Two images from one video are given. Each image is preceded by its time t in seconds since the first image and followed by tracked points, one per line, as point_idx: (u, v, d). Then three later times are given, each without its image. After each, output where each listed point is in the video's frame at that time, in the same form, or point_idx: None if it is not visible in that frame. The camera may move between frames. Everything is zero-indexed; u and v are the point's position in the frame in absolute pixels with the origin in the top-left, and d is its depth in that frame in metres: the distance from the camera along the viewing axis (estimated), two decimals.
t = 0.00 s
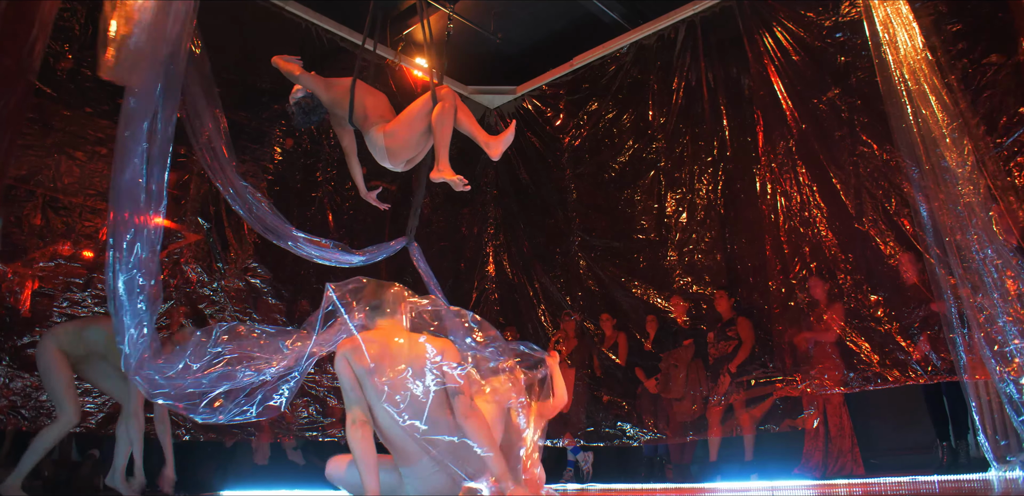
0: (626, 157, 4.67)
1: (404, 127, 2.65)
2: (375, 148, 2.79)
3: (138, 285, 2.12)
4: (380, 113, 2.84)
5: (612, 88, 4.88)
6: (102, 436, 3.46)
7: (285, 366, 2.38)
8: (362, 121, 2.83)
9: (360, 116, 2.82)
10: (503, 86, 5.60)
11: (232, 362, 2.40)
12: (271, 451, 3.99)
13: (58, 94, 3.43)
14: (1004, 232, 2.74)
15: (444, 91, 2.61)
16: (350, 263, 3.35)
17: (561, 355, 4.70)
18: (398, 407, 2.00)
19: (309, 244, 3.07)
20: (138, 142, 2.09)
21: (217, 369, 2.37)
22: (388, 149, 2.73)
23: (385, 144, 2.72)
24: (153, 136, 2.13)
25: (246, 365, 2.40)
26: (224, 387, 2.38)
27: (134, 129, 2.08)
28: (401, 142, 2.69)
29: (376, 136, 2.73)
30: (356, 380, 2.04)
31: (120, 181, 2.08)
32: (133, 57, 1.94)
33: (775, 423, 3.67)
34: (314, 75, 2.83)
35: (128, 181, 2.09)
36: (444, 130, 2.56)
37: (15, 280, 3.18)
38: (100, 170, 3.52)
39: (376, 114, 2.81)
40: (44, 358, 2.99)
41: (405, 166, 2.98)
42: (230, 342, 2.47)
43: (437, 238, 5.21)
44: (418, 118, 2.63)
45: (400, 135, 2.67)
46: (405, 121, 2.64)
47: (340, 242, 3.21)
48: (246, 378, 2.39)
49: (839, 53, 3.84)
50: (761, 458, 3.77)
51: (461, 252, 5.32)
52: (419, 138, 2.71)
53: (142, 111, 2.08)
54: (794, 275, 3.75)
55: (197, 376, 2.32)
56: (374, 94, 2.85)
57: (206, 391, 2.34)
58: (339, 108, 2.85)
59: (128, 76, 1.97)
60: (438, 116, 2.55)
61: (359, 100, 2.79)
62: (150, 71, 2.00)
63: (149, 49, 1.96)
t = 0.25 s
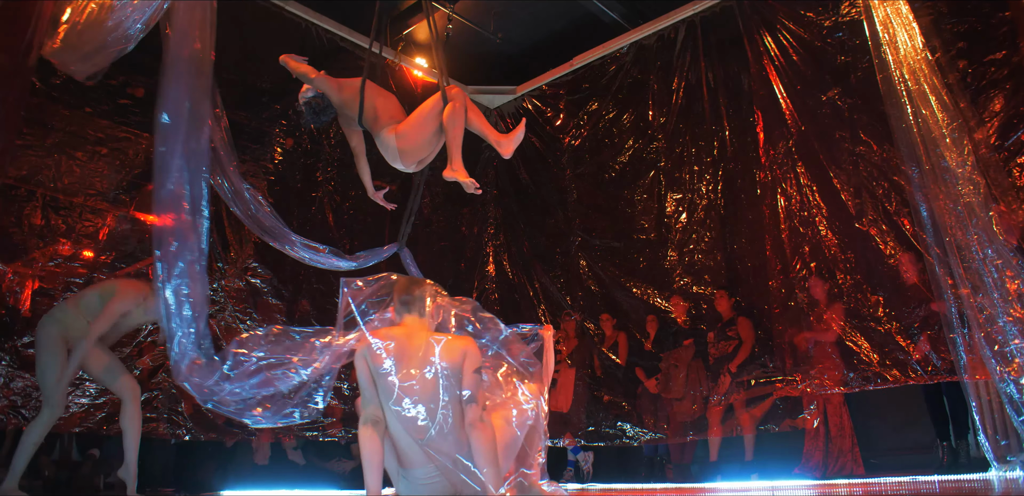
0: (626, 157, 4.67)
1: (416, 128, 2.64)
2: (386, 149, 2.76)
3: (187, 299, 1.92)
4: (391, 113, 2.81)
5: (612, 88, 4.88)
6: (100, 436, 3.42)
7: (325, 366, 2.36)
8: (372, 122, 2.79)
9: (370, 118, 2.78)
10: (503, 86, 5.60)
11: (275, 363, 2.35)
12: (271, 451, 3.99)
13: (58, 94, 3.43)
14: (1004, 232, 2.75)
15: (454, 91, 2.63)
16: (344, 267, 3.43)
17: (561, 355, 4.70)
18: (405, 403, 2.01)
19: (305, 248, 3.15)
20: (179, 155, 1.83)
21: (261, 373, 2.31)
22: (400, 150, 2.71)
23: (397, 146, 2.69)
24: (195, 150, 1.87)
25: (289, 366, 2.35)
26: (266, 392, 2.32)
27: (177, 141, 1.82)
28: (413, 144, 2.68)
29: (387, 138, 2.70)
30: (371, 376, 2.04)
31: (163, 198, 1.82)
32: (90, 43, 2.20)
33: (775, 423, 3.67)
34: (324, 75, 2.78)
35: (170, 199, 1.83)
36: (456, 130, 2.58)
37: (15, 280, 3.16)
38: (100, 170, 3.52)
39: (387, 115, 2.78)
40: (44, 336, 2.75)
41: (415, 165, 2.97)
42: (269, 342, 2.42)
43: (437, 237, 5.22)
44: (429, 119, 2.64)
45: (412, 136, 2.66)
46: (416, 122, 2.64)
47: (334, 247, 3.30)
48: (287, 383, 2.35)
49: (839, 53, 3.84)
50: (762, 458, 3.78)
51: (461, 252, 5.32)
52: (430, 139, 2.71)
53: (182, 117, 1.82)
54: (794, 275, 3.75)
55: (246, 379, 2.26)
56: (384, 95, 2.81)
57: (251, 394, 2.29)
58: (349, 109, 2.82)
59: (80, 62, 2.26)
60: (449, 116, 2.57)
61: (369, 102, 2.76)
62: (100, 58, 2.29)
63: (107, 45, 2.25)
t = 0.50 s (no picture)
0: (626, 157, 4.67)
1: (427, 127, 2.64)
2: (397, 149, 2.74)
3: (228, 304, 2.16)
4: (401, 114, 2.81)
5: (612, 87, 4.88)
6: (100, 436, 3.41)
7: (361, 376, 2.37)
8: (383, 122, 2.79)
9: (379, 118, 2.78)
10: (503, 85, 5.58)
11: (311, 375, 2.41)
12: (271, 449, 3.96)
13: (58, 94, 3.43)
14: (1004, 233, 2.75)
15: (463, 89, 2.66)
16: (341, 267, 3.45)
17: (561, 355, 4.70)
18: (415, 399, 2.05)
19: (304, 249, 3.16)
20: (223, 162, 2.20)
21: (297, 387, 2.37)
22: (411, 149, 2.70)
23: (408, 145, 2.68)
24: (235, 158, 2.23)
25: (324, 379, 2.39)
26: (303, 407, 2.37)
27: (224, 151, 2.20)
28: (424, 143, 2.67)
29: (398, 137, 2.69)
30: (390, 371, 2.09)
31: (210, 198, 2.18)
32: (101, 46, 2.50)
33: (775, 423, 3.68)
34: (334, 75, 2.79)
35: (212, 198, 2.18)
36: (467, 127, 2.60)
37: (15, 280, 3.12)
38: (101, 170, 3.54)
39: (397, 116, 2.79)
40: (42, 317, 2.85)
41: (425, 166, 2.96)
42: (306, 356, 2.48)
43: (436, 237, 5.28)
44: (439, 118, 2.65)
45: (424, 135, 2.65)
46: (426, 120, 2.65)
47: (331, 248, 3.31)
48: (322, 396, 2.36)
49: (840, 53, 3.84)
50: (761, 458, 3.78)
51: (460, 252, 5.32)
52: (441, 138, 2.71)
53: (228, 131, 2.22)
54: (793, 275, 3.76)
55: (281, 393, 2.33)
56: (393, 95, 2.84)
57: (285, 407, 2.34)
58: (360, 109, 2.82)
59: (82, 64, 2.51)
60: (461, 113, 2.60)
61: (380, 101, 2.77)
62: (99, 68, 2.54)
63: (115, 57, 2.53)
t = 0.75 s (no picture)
0: (625, 157, 4.67)
1: (433, 125, 2.66)
2: (402, 148, 2.74)
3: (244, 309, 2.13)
4: (405, 112, 2.81)
5: (612, 88, 4.88)
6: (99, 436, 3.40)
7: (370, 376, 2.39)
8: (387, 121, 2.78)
9: (384, 117, 2.78)
10: (503, 86, 5.59)
11: (320, 377, 2.37)
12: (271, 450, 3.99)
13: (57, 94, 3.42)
14: (1003, 233, 2.75)
15: (469, 88, 2.69)
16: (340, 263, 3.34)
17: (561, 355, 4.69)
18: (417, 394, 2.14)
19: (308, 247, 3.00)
20: (251, 167, 2.22)
21: (310, 388, 2.33)
22: (417, 148, 2.70)
23: (414, 143, 2.68)
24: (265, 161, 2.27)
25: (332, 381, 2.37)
26: (313, 409, 2.34)
27: (253, 151, 2.24)
28: (430, 141, 2.68)
29: (403, 136, 2.69)
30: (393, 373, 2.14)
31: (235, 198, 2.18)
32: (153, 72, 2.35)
33: (775, 423, 3.68)
34: (340, 73, 2.79)
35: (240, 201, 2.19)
36: (473, 124, 2.63)
37: (15, 280, 3.14)
38: (100, 170, 3.52)
39: (402, 114, 2.79)
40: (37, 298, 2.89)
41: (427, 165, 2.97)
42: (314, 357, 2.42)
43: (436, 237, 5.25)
44: (445, 116, 2.67)
45: (430, 133, 2.67)
46: (432, 118, 2.67)
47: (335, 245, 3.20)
48: (333, 396, 2.36)
49: (839, 53, 3.85)
50: (761, 458, 3.78)
51: (460, 252, 5.31)
52: (446, 136, 2.73)
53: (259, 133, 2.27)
54: (793, 275, 3.76)
55: (292, 396, 2.29)
56: (398, 95, 2.84)
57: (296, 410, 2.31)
58: (363, 108, 2.80)
59: (133, 91, 2.33)
60: (467, 111, 2.63)
61: (385, 99, 2.77)
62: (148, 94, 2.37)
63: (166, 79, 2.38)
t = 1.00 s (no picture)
0: (626, 157, 4.67)
1: (434, 123, 2.65)
2: (402, 147, 2.72)
3: (257, 319, 2.03)
4: (404, 111, 2.79)
5: (612, 87, 4.88)
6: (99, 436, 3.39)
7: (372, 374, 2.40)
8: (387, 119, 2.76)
9: (384, 115, 2.75)
10: (503, 86, 5.59)
11: (324, 379, 2.35)
12: (270, 450, 3.97)
13: (58, 94, 3.41)
14: (1004, 232, 2.74)
15: (468, 87, 2.70)
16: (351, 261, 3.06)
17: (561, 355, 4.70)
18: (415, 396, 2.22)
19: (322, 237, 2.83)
20: (262, 168, 2.08)
21: (316, 391, 2.31)
22: (417, 146, 2.68)
23: (415, 141, 2.67)
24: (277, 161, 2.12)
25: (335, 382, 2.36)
26: (320, 411, 2.33)
27: (265, 154, 2.10)
28: (431, 139, 2.67)
29: (404, 134, 2.67)
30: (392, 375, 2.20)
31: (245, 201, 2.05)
32: (215, 81, 2.26)
33: (775, 423, 3.68)
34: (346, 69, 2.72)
35: (256, 206, 2.05)
36: (474, 122, 2.64)
37: (15, 280, 3.16)
38: (100, 170, 3.51)
39: (402, 112, 2.76)
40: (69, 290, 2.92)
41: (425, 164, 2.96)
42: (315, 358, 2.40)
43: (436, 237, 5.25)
44: (446, 114, 2.67)
45: (430, 131, 2.66)
46: (433, 116, 2.66)
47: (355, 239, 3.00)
48: (338, 396, 2.37)
49: (839, 53, 3.85)
50: (762, 458, 3.78)
51: (460, 252, 5.32)
52: (446, 135, 2.72)
53: (269, 133, 2.12)
54: (793, 275, 3.76)
55: (300, 401, 2.26)
56: (397, 92, 2.79)
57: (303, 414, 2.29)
58: (363, 105, 2.76)
59: (206, 103, 2.28)
60: (467, 109, 2.64)
61: (385, 96, 2.75)
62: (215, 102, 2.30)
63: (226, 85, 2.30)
